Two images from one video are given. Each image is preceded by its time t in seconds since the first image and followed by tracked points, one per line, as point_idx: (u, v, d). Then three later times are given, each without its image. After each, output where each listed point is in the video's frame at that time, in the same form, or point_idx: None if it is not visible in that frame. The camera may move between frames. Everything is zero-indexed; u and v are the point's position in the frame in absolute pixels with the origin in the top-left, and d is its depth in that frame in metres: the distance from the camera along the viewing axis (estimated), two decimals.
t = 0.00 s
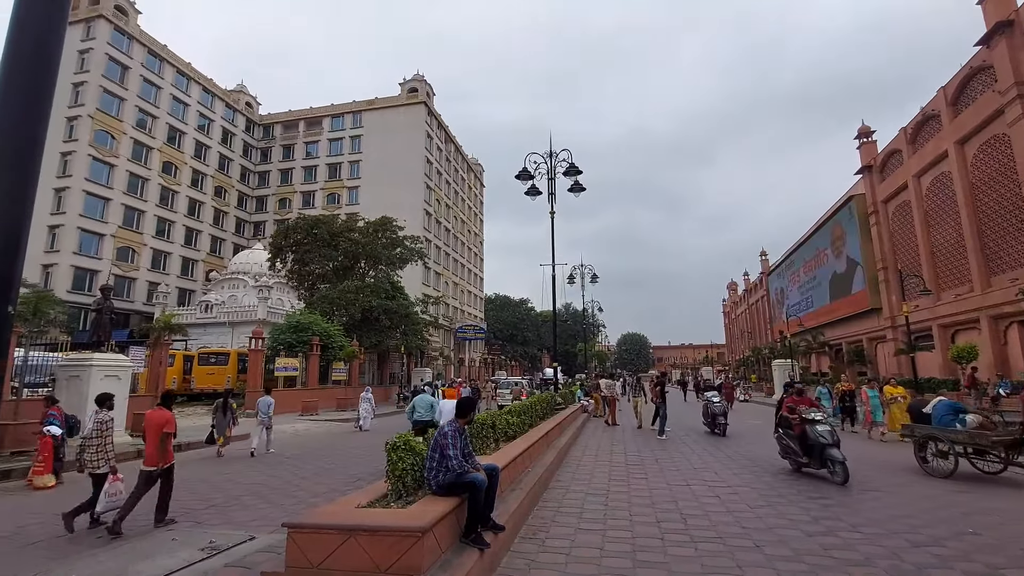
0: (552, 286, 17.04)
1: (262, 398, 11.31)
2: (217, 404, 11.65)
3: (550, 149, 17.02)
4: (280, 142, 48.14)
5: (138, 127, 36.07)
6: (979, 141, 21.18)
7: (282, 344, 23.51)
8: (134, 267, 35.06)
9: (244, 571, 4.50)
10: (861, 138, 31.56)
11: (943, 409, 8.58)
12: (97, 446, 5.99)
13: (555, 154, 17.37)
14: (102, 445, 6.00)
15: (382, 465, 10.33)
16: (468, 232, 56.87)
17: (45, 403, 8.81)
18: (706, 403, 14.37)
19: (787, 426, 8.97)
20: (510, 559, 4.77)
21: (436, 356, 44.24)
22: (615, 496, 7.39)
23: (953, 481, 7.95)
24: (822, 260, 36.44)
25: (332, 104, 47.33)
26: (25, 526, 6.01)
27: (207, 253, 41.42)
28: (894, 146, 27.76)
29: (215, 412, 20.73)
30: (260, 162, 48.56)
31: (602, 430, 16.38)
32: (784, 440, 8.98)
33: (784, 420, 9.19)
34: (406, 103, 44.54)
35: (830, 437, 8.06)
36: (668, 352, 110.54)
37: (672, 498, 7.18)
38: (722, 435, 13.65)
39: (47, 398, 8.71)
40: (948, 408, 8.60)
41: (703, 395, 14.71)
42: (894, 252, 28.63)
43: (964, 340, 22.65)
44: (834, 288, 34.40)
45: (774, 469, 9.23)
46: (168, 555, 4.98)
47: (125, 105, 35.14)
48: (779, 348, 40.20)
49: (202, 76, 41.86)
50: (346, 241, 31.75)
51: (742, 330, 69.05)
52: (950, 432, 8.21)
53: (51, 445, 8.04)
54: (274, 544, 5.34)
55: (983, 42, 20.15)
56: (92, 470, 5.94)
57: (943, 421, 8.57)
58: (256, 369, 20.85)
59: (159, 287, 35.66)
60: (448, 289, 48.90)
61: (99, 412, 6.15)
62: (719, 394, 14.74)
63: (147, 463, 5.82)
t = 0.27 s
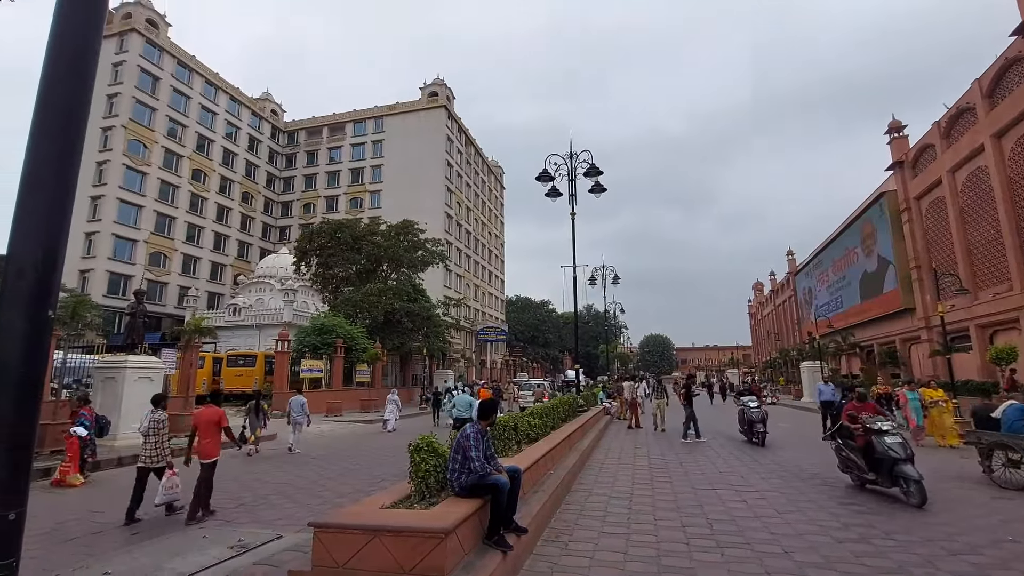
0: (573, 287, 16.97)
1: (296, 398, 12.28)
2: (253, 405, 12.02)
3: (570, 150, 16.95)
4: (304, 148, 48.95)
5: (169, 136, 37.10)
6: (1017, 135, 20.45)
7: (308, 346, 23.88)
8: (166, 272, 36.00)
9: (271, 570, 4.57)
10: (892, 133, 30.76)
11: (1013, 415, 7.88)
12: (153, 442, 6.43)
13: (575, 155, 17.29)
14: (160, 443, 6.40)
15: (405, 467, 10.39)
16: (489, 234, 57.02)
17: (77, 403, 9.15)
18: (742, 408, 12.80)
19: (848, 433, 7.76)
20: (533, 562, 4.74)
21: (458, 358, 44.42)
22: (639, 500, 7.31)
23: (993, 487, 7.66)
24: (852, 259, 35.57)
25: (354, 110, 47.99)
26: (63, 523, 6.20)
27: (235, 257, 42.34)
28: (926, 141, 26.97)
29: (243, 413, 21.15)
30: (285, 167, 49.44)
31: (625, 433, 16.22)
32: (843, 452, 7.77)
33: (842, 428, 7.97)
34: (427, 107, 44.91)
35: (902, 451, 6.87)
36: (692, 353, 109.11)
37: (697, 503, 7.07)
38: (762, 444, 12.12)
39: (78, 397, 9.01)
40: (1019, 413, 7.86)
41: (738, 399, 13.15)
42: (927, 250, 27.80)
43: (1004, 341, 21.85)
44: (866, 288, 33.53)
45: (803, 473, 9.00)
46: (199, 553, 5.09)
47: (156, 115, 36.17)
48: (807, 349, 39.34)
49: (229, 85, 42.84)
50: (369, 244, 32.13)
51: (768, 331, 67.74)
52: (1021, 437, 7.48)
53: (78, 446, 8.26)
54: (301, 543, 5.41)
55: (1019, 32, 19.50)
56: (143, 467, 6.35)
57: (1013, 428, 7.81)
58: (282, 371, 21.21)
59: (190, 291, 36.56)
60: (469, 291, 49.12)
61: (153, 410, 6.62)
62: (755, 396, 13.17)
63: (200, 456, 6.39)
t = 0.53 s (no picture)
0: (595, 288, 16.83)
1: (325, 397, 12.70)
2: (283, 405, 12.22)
3: (591, 150, 16.84)
4: (327, 152, 49.68)
5: (198, 143, 38.05)
6: None
7: (332, 348, 24.26)
8: (196, 276, 36.89)
9: (297, 569, 4.63)
10: (924, 127, 29.91)
11: None
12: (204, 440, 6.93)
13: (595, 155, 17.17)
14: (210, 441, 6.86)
15: (427, 467, 10.44)
16: (510, 236, 57.10)
17: (109, 403, 9.39)
18: (784, 416, 11.41)
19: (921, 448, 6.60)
20: (556, 564, 4.73)
21: (479, 360, 44.60)
22: (664, 503, 7.22)
23: None
24: (884, 257, 34.66)
25: (376, 115, 48.55)
26: (99, 519, 6.39)
27: (261, 260, 43.18)
28: (962, 134, 26.16)
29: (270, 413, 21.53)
30: (309, 172, 50.22)
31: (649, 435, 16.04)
32: (916, 468, 6.61)
33: (914, 440, 6.90)
34: (447, 110, 45.21)
35: (990, 466, 5.70)
36: (717, 355, 107.52)
37: (723, 507, 6.95)
38: (807, 456, 10.75)
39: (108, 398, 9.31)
40: None
41: (779, 403, 11.75)
42: (963, 248, 26.94)
43: None
44: (898, 287, 32.62)
45: (834, 477, 8.79)
46: (228, 550, 5.18)
47: (186, 124, 37.12)
48: (837, 350, 38.44)
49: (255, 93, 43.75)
50: (391, 247, 32.45)
51: (796, 331, 66.40)
52: None
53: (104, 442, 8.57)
54: (326, 542, 5.47)
55: None
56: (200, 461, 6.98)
57: None
58: (308, 372, 21.53)
59: (219, 294, 37.41)
60: (490, 292, 49.23)
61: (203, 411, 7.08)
62: (799, 401, 11.76)
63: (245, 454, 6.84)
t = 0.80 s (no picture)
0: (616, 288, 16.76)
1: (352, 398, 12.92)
2: (310, 406, 12.28)
3: (610, 150, 16.76)
4: (348, 156, 50.32)
5: (224, 149, 38.89)
6: None
7: (355, 349, 24.60)
8: (223, 278, 37.71)
9: (323, 567, 4.72)
10: (956, 120, 29.07)
11: None
12: (249, 435, 7.29)
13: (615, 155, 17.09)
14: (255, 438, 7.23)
15: (449, 467, 10.51)
16: (529, 237, 57.13)
17: (132, 404, 9.60)
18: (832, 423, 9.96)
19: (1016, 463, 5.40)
20: (578, 565, 4.74)
21: (499, 360, 44.73)
22: (687, 505, 7.16)
23: None
24: (915, 254, 33.75)
25: (396, 118, 49.02)
26: (133, 515, 6.60)
27: (285, 263, 43.95)
28: (997, 126, 25.36)
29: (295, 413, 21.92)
30: (331, 176, 50.93)
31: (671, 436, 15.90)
32: (1003, 485, 5.45)
33: (1002, 454, 5.72)
34: (466, 112, 45.43)
35: None
36: (741, 355, 105.87)
37: (748, 510, 6.87)
38: (858, 469, 9.30)
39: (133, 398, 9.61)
40: None
41: (824, 408, 10.30)
42: (999, 244, 26.08)
43: None
44: (931, 285, 31.70)
45: (863, 481, 8.61)
46: (255, 546, 5.31)
47: (212, 130, 37.95)
48: (866, 350, 37.55)
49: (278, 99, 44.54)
50: (411, 248, 32.72)
51: (823, 331, 65.03)
52: None
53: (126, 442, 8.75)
54: (350, 541, 5.55)
55: None
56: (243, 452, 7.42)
57: None
58: (331, 373, 21.85)
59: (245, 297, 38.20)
60: (510, 293, 49.31)
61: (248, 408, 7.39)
62: (846, 407, 10.35)
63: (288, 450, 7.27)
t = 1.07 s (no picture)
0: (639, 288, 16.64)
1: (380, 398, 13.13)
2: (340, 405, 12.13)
3: (632, 148, 16.66)
4: (372, 159, 50.94)
5: (252, 155, 39.77)
6: None
7: (379, 349, 24.94)
8: (252, 281, 38.56)
9: (349, 564, 4.80)
10: (993, 111, 28.07)
11: None
12: (294, 433, 7.57)
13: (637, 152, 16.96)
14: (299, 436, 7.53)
15: (473, 467, 10.57)
16: (551, 236, 57.04)
17: (162, 404, 9.98)
18: (889, 432, 8.53)
19: None
20: (602, 567, 4.72)
21: (522, 360, 44.82)
22: (713, 508, 7.07)
23: None
24: (952, 251, 32.67)
25: (418, 120, 49.45)
26: (168, 510, 6.84)
27: (311, 265, 44.73)
28: None
29: (322, 412, 22.30)
30: (355, 179, 51.60)
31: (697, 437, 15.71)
32: None
33: None
34: (487, 113, 45.59)
35: None
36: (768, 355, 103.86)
37: (775, 513, 6.75)
38: (923, 485, 7.88)
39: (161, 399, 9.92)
40: None
41: (878, 414, 8.87)
42: None
43: None
44: (969, 282, 30.63)
45: (897, 485, 8.39)
46: (283, 543, 5.43)
47: (240, 136, 38.81)
48: (900, 350, 36.48)
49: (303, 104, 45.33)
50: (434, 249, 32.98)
51: (855, 330, 63.39)
52: None
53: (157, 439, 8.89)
54: (375, 538, 5.63)
55: None
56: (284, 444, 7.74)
57: None
58: (356, 373, 22.16)
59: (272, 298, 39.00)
60: (532, 293, 49.30)
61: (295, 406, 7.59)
62: (903, 413, 8.93)
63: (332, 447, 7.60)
